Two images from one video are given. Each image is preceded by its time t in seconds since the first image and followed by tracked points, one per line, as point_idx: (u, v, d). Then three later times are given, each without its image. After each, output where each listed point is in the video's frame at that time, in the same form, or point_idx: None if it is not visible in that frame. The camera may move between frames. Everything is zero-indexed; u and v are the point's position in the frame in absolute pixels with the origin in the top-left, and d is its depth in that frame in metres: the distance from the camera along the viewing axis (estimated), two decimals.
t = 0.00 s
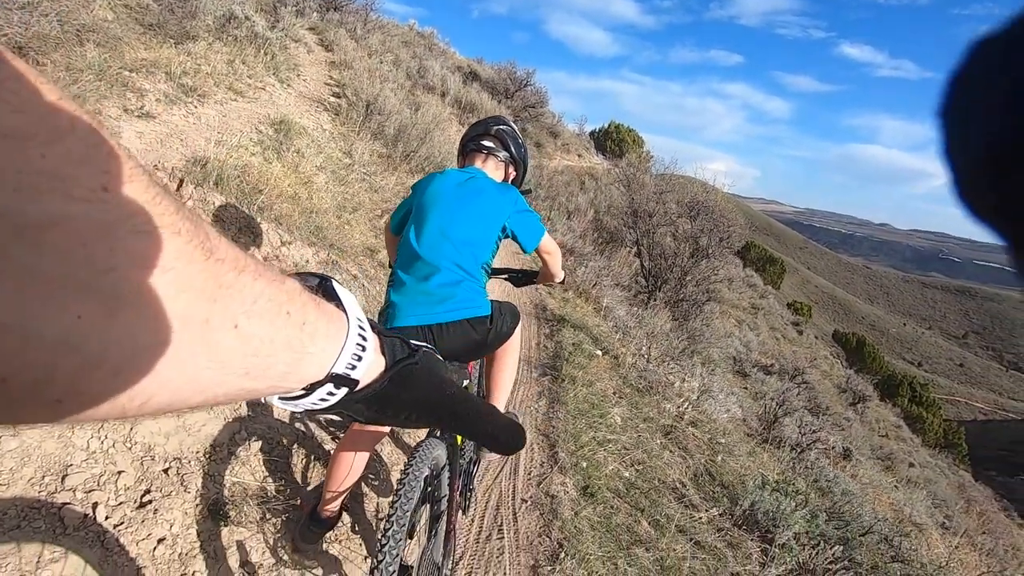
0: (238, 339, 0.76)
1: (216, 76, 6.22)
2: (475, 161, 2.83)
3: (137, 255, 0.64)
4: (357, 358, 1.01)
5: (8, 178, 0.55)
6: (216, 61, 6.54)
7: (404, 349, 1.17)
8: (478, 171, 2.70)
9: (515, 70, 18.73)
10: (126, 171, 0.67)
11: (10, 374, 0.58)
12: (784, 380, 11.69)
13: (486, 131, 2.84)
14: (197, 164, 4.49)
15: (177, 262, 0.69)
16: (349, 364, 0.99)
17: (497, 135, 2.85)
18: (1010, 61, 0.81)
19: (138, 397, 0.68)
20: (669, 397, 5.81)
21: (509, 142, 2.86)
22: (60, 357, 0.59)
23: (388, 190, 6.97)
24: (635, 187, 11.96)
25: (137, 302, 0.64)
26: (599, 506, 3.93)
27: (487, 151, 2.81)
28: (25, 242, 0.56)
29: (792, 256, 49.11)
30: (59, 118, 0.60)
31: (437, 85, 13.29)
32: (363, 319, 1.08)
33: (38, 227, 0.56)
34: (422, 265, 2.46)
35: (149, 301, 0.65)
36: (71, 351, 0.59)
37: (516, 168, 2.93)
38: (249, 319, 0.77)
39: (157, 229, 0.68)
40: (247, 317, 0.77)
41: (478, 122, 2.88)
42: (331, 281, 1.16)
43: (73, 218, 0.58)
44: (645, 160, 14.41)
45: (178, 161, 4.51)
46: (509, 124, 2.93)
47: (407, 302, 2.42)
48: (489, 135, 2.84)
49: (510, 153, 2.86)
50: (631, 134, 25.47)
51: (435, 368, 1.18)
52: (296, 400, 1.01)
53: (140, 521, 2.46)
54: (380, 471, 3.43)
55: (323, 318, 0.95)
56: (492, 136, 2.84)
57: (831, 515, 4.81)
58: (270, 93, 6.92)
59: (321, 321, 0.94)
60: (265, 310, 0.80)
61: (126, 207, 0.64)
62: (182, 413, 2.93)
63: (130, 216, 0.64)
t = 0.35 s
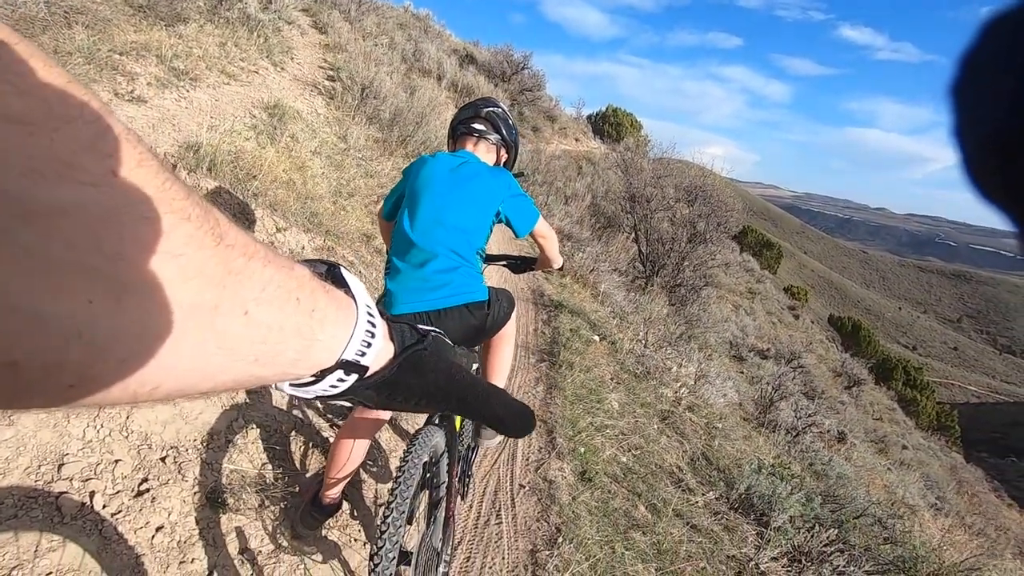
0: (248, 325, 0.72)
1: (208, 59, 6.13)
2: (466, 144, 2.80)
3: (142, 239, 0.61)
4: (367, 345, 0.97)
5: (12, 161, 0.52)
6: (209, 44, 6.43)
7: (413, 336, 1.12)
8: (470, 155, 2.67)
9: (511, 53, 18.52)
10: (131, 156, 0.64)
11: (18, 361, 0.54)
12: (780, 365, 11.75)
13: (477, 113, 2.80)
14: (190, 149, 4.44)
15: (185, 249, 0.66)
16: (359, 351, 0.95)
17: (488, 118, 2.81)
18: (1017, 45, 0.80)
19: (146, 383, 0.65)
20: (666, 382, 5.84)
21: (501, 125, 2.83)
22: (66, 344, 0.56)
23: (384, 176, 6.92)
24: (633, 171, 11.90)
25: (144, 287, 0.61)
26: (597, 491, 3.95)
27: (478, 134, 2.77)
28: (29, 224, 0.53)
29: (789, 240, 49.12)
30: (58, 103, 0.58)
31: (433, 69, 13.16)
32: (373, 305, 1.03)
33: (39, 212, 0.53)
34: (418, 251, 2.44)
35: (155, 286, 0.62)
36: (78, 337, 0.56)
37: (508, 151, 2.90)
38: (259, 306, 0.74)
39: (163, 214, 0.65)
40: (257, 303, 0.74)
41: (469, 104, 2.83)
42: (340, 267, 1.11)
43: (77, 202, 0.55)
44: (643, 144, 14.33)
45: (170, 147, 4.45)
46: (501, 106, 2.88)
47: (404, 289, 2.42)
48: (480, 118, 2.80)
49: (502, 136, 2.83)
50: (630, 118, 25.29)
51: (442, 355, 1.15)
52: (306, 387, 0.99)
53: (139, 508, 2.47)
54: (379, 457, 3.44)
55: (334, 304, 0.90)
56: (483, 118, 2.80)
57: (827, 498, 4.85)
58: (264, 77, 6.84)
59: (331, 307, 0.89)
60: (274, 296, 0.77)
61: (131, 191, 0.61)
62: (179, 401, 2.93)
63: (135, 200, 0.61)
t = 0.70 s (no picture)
0: (287, 285, 0.67)
1: (200, 47, 6.04)
2: (470, 134, 2.77)
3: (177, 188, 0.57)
4: (403, 307, 0.90)
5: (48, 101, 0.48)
6: (200, 32, 6.34)
7: (448, 298, 1.05)
8: (474, 145, 2.65)
9: (506, 41, 18.38)
10: (165, 104, 0.60)
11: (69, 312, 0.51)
12: (775, 353, 11.80)
13: (482, 103, 2.78)
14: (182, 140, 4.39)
15: (224, 202, 0.61)
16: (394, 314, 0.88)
17: (492, 107, 2.79)
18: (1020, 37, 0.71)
19: (190, 340, 0.61)
20: (662, 372, 5.85)
21: (506, 114, 2.80)
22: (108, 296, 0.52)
23: (379, 166, 6.88)
24: (629, 161, 11.86)
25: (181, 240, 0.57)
26: (594, 481, 3.97)
27: (483, 124, 2.75)
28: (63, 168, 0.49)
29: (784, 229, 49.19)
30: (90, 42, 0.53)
31: (427, 58, 13.05)
32: (407, 267, 0.95)
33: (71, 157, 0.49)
34: (419, 242, 2.43)
35: (192, 239, 0.58)
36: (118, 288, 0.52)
37: (513, 141, 2.88)
38: (297, 264, 0.68)
39: (199, 165, 0.60)
40: (295, 262, 0.68)
41: (473, 94, 2.81)
42: (373, 228, 1.04)
43: (110, 146, 0.52)
44: (639, 133, 14.28)
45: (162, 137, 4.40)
46: (506, 95, 2.86)
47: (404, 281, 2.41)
48: (484, 107, 2.79)
49: (506, 125, 2.80)
50: (625, 107, 25.20)
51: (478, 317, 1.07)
52: (344, 349, 0.94)
53: (134, 501, 2.46)
54: (376, 449, 3.44)
55: (370, 265, 0.83)
56: (488, 108, 2.78)
57: (822, 485, 4.88)
58: (257, 66, 6.76)
59: (369, 268, 0.83)
60: (311, 255, 0.71)
61: (164, 139, 0.57)
62: (174, 394, 2.91)
63: (168, 149, 0.57)
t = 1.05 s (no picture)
0: (315, 236, 0.67)
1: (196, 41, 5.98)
2: (463, 128, 2.77)
3: (204, 135, 0.58)
4: (430, 263, 0.92)
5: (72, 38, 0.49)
6: (196, 25, 6.28)
7: (475, 253, 1.08)
8: (467, 138, 2.64)
9: (504, 35, 18.28)
10: (186, 44, 0.60)
11: (102, 259, 0.51)
12: (773, 347, 11.83)
13: (472, 96, 2.76)
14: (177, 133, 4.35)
15: (250, 148, 0.62)
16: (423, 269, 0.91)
17: (483, 99, 2.77)
18: None
19: (223, 289, 0.61)
20: (661, 366, 5.86)
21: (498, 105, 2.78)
22: (140, 242, 0.53)
23: (377, 161, 6.84)
24: (627, 155, 11.82)
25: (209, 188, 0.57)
26: (593, 475, 3.98)
27: (475, 116, 2.74)
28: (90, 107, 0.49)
29: (782, 223, 49.18)
30: None
31: (425, 52, 12.97)
32: (434, 224, 0.96)
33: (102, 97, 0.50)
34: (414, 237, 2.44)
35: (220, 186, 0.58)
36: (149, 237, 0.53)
37: (506, 132, 2.86)
38: (324, 215, 0.69)
39: (223, 107, 0.60)
40: (321, 212, 0.69)
41: (462, 88, 2.80)
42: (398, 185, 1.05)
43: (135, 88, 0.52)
44: (638, 127, 14.24)
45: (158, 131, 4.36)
46: (497, 88, 2.85)
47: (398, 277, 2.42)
48: (475, 100, 2.77)
49: (499, 117, 2.79)
50: (623, 101, 25.13)
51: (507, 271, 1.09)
52: (373, 305, 0.97)
53: (135, 497, 2.45)
54: (376, 444, 3.45)
55: (398, 220, 0.84)
56: (478, 100, 2.76)
57: (820, 479, 4.89)
58: (253, 60, 6.71)
59: (396, 223, 0.83)
60: (338, 206, 0.71)
61: (188, 81, 0.57)
62: (173, 390, 2.90)
63: (195, 93, 0.58)
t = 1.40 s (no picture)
0: (301, 250, 0.68)
1: (197, 39, 5.98)
2: (464, 126, 2.77)
3: (188, 149, 0.58)
4: (417, 275, 0.92)
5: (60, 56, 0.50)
6: (198, 23, 6.28)
7: (462, 265, 1.08)
8: (468, 137, 2.64)
9: (505, 34, 18.26)
10: (167, 60, 0.61)
11: (81, 274, 0.51)
12: (774, 347, 11.83)
13: (473, 95, 2.77)
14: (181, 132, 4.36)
15: (233, 163, 0.63)
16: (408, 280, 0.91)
17: (484, 98, 2.78)
18: None
19: (207, 303, 0.61)
20: (662, 365, 5.86)
21: (499, 104, 2.79)
22: (123, 255, 0.52)
23: (378, 159, 6.85)
24: (629, 154, 11.82)
25: (193, 200, 0.58)
26: (594, 474, 3.98)
27: (476, 114, 2.74)
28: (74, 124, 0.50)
29: (783, 223, 49.15)
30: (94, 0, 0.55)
31: (426, 51, 12.98)
32: (420, 235, 0.98)
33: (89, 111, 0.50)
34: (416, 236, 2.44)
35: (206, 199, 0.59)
36: (134, 250, 0.53)
37: (508, 131, 2.87)
38: (309, 228, 0.69)
39: (205, 123, 0.61)
40: (306, 226, 0.70)
41: (464, 87, 2.81)
42: (384, 196, 1.07)
43: (121, 102, 0.53)
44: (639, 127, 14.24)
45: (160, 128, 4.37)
46: (498, 86, 2.85)
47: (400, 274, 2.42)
48: (476, 98, 2.78)
49: (500, 115, 2.79)
50: (623, 101, 25.12)
51: (494, 283, 1.10)
52: (359, 316, 0.96)
53: (137, 494, 2.46)
54: (377, 442, 3.46)
55: (384, 233, 0.86)
56: (479, 99, 2.77)
57: (820, 478, 4.90)
58: (255, 59, 6.71)
59: (381, 236, 0.85)
60: (322, 220, 0.72)
61: (171, 96, 0.58)
62: (175, 387, 2.91)
63: (178, 108, 0.59)
